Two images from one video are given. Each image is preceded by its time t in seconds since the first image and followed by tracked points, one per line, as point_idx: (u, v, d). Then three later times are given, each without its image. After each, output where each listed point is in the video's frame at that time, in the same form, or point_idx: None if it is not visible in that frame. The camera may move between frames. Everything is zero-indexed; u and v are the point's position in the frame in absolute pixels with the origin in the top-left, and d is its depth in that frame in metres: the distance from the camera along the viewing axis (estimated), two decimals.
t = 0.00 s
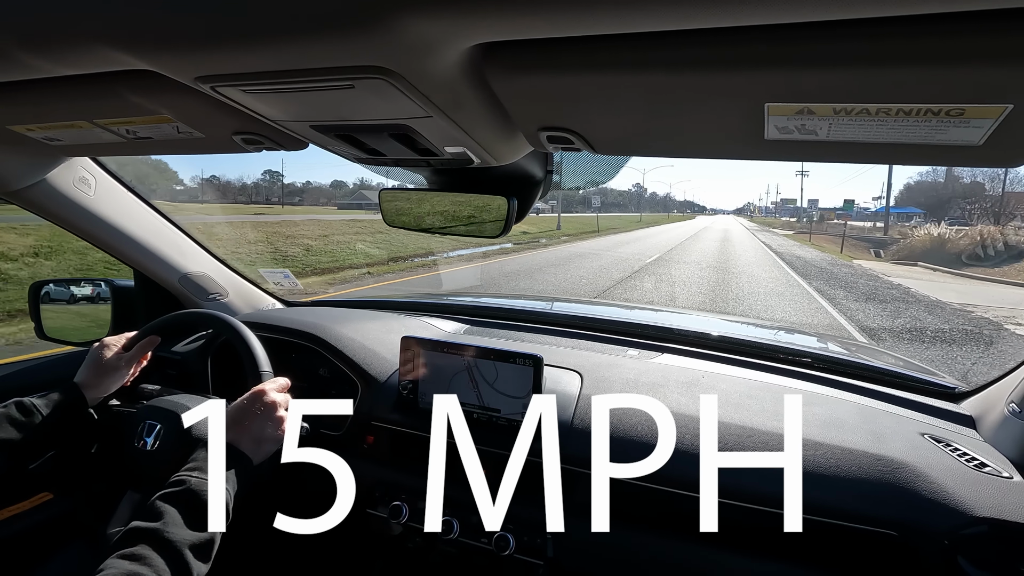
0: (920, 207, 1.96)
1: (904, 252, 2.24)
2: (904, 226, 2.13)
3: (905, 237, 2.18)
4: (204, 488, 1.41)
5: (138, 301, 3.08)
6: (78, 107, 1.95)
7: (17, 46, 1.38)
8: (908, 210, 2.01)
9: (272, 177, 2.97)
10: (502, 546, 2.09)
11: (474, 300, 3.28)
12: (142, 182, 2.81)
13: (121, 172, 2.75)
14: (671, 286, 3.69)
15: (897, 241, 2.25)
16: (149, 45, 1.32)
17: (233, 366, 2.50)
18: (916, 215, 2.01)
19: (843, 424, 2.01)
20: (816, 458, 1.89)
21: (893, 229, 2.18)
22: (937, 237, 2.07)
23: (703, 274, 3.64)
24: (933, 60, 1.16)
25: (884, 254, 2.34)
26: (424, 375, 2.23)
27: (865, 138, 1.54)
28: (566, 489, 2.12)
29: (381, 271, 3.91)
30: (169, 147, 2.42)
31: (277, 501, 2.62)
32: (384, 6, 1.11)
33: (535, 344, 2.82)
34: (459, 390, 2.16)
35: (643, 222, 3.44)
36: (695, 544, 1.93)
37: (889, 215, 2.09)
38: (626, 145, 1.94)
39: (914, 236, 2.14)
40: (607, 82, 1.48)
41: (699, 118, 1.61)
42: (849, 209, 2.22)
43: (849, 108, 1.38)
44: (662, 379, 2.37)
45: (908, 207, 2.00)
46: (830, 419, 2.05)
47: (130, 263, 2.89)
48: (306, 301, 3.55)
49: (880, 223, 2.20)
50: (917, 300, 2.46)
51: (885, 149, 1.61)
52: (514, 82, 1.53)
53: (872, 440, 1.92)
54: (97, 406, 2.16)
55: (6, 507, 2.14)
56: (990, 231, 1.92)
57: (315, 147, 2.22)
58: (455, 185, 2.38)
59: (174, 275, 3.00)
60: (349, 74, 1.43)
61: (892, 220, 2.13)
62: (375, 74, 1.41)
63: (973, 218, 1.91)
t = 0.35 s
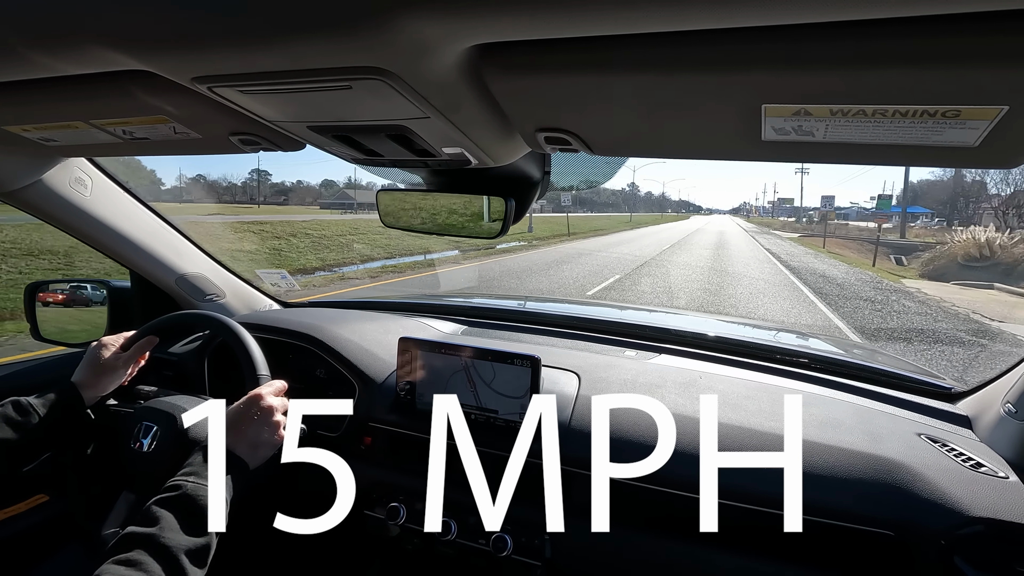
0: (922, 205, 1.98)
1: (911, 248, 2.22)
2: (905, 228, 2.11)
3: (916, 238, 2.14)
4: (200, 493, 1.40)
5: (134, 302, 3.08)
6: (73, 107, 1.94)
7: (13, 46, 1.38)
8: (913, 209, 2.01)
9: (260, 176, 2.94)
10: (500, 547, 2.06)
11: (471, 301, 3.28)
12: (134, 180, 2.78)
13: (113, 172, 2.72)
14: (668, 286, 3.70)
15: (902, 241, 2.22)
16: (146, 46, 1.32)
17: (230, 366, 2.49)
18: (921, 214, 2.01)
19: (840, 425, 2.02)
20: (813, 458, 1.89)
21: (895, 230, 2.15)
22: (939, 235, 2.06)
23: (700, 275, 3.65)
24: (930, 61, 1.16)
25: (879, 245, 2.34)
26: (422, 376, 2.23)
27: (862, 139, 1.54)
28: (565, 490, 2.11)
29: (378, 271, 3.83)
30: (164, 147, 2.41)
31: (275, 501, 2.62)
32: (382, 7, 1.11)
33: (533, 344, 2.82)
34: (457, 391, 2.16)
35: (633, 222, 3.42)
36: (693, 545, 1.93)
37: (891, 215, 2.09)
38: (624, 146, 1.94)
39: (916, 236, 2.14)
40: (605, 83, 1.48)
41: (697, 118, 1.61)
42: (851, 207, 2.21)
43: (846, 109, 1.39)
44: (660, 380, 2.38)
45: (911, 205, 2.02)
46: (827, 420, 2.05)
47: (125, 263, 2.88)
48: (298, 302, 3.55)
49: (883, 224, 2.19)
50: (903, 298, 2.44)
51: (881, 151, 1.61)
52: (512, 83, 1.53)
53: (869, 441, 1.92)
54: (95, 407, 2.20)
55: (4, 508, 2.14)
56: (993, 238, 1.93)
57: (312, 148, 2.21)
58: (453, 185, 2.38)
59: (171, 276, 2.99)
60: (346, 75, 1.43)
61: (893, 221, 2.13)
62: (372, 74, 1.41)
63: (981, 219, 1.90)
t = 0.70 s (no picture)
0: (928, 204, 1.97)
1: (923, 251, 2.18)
2: (913, 228, 2.09)
3: (946, 242, 2.06)
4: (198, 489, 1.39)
5: (133, 301, 3.06)
6: (70, 107, 1.94)
7: (10, 45, 1.38)
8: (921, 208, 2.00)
9: (248, 175, 3.01)
10: (499, 547, 2.06)
11: (470, 301, 3.28)
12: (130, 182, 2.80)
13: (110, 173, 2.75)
14: (666, 286, 3.71)
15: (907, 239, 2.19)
16: (144, 45, 1.32)
17: (228, 367, 2.49)
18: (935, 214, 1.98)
19: (838, 424, 2.02)
20: (812, 458, 1.89)
21: (917, 233, 2.10)
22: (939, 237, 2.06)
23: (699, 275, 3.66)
24: (928, 61, 1.16)
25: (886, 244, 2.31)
26: (421, 376, 2.23)
27: (859, 138, 1.54)
28: (564, 490, 2.12)
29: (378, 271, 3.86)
30: (162, 147, 2.41)
31: (274, 500, 2.62)
32: (380, 6, 1.11)
33: (531, 344, 2.82)
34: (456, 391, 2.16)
35: (622, 221, 3.42)
36: (690, 544, 1.94)
37: (896, 214, 2.08)
38: (623, 146, 1.94)
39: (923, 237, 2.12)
40: (603, 83, 1.48)
41: (695, 118, 1.61)
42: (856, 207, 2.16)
43: (844, 109, 1.39)
44: (658, 379, 2.38)
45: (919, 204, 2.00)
46: (826, 419, 2.05)
47: (123, 263, 2.87)
48: (295, 301, 3.51)
49: (891, 223, 2.15)
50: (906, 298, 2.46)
51: (879, 151, 1.61)
52: (510, 82, 1.53)
53: (867, 440, 1.93)
54: (92, 408, 2.19)
55: (3, 509, 2.11)
56: (1014, 247, 1.90)
57: (310, 148, 2.21)
58: (452, 185, 2.38)
59: (168, 276, 2.98)
60: (345, 75, 1.43)
61: (903, 221, 2.10)
62: (371, 74, 1.41)
63: (988, 219, 1.90)
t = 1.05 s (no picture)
0: (942, 204, 1.95)
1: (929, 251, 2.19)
2: (923, 228, 2.07)
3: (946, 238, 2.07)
4: (197, 489, 1.38)
5: (129, 300, 3.05)
6: (67, 107, 1.93)
7: (7, 44, 1.37)
8: (937, 207, 1.96)
9: (234, 173, 2.98)
10: (496, 547, 2.08)
11: (468, 301, 3.28)
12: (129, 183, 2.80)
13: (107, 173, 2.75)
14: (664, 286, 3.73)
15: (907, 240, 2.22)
16: (141, 44, 1.31)
17: (226, 366, 2.48)
18: (943, 214, 1.97)
19: (835, 424, 2.03)
20: (810, 457, 1.89)
21: (926, 233, 2.09)
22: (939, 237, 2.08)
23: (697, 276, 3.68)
24: (926, 61, 1.17)
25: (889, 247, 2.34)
26: (418, 376, 2.23)
27: (857, 138, 1.55)
28: (562, 489, 2.11)
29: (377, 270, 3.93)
30: (160, 146, 2.41)
31: (274, 503, 2.60)
32: (379, 5, 1.10)
33: (530, 344, 2.82)
34: (455, 391, 2.16)
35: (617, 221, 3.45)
36: (687, 543, 1.94)
37: (907, 214, 2.04)
38: (621, 146, 1.95)
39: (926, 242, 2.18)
40: (602, 82, 1.48)
41: (694, 118, 1.61)
42: (859, 206, 2.18)
43: (842, 108, 1.39)
44: (657, 378, 2.38)
45: (937, 204, 1.96)
46: (823, 419, 2.05)
47: (121, 263, 2.86)
48: (291, 301, 3.46)
49: (899, 223, 2.12)
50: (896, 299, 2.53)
51: (877, 150, 1.62)
52: (509, 82, 1.53)
53: (865, 439, 1.93)
54: (87, 410, 2.18)
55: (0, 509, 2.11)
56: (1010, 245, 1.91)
57: (308, 147, 2.21)
58: (450, 185, 2.39)
59: (167, 276, 2.96)
60: (342, 74, 1.42)
61: (911, 221, 2.06)
62: (370, 73, 1.41)
63: (1000, 219, 1.87)
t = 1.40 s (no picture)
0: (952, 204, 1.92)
1: (930, 251, 2.22)
2: (938, 229, 2.04)
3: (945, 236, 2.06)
4: (195, 482, 1.37)
5: (125, 301, 3.04)
6: (60, 106, 1.92)
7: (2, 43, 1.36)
8: (948, 207, 1.94)
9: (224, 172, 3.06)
10: (494, 546, 2.06)
11: (465, 300, 3.28)
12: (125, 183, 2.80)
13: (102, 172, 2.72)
14: (661, 285, 3.74)
15: (905, 240, 2.24)
16: (137, 44, 1.31)
17: (222, 366, 2.48)
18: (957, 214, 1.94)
19: (831, 422, 2.03)
20: (806, 456, 1.89)
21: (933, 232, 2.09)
22: (940, 238, 2.08)
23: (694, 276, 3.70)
24: (921, 61, 1.17)
25: (888, 250, 2.37)
26: (415, 374, 2.23)
27: (853, 138, 1.55)
28: (559, 488, 2.11)
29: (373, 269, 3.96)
30: (155, 146, 2.40)
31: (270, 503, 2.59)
32: (376, 5, 1.10)
33: (527, 343, 2.82)
34: (452, 391, 2.16)
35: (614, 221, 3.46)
36: (683, 542, 1.94)
37: (915, 213, 2.05)
38: (618, 145, 1.95)
39: (926, 242, 2.18)
40: (599, 82, 1.48)
41: (691, 118, 1.62)
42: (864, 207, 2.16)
43: (838, 108, 1.40)
44: (653, 378, 2.39)
45: (948, 202, 1.93)
46: (819, 418, 2.06)
47: (117, 262, 2.85)
48: (290, 301, 3.44)
49: (911, 224, 2.12)
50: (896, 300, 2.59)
51: (873, 150, 1.62)
52: (505, 82, 1.53)
53: (860, 438, 1.94)
54: (82, 413, 2.17)
55: None
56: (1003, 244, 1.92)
57: (304, 146, 2.21)
58: (446, 185, 2.40)
59: (163, 275, 2.94)
60: (339, 73, 1.42)
61: (923, 221, 2.07)
62: (367, 73, 1.41)
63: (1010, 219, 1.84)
